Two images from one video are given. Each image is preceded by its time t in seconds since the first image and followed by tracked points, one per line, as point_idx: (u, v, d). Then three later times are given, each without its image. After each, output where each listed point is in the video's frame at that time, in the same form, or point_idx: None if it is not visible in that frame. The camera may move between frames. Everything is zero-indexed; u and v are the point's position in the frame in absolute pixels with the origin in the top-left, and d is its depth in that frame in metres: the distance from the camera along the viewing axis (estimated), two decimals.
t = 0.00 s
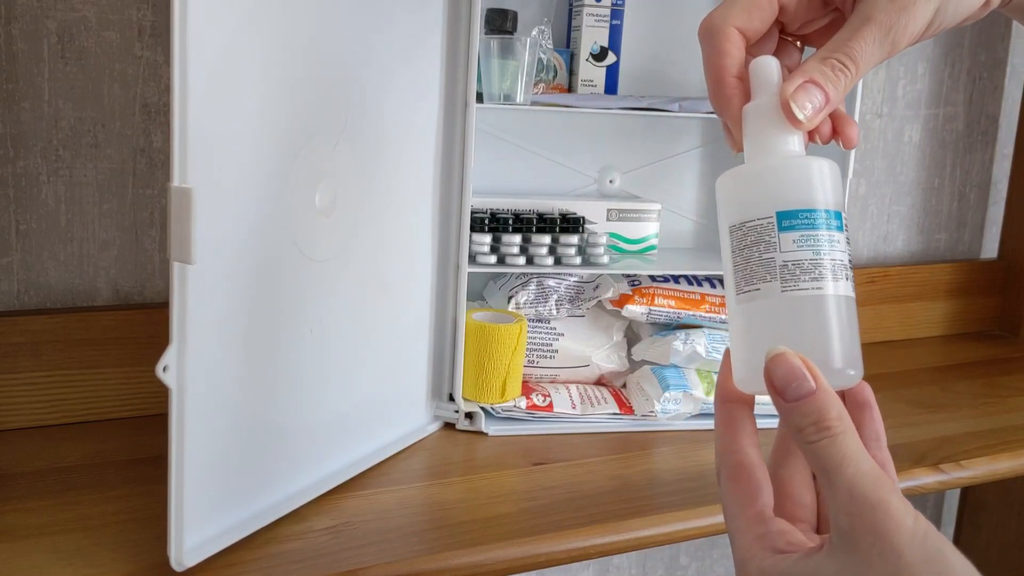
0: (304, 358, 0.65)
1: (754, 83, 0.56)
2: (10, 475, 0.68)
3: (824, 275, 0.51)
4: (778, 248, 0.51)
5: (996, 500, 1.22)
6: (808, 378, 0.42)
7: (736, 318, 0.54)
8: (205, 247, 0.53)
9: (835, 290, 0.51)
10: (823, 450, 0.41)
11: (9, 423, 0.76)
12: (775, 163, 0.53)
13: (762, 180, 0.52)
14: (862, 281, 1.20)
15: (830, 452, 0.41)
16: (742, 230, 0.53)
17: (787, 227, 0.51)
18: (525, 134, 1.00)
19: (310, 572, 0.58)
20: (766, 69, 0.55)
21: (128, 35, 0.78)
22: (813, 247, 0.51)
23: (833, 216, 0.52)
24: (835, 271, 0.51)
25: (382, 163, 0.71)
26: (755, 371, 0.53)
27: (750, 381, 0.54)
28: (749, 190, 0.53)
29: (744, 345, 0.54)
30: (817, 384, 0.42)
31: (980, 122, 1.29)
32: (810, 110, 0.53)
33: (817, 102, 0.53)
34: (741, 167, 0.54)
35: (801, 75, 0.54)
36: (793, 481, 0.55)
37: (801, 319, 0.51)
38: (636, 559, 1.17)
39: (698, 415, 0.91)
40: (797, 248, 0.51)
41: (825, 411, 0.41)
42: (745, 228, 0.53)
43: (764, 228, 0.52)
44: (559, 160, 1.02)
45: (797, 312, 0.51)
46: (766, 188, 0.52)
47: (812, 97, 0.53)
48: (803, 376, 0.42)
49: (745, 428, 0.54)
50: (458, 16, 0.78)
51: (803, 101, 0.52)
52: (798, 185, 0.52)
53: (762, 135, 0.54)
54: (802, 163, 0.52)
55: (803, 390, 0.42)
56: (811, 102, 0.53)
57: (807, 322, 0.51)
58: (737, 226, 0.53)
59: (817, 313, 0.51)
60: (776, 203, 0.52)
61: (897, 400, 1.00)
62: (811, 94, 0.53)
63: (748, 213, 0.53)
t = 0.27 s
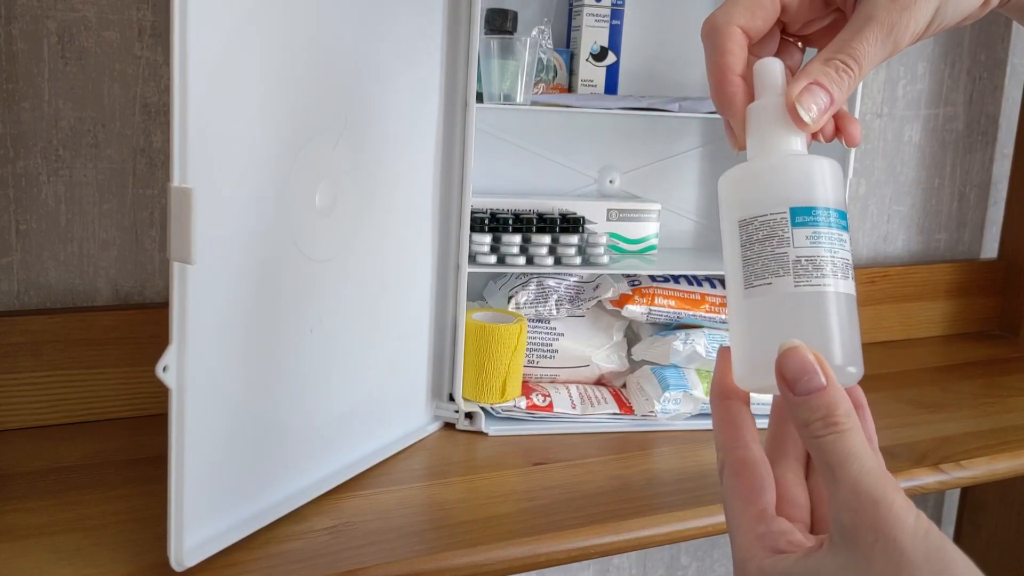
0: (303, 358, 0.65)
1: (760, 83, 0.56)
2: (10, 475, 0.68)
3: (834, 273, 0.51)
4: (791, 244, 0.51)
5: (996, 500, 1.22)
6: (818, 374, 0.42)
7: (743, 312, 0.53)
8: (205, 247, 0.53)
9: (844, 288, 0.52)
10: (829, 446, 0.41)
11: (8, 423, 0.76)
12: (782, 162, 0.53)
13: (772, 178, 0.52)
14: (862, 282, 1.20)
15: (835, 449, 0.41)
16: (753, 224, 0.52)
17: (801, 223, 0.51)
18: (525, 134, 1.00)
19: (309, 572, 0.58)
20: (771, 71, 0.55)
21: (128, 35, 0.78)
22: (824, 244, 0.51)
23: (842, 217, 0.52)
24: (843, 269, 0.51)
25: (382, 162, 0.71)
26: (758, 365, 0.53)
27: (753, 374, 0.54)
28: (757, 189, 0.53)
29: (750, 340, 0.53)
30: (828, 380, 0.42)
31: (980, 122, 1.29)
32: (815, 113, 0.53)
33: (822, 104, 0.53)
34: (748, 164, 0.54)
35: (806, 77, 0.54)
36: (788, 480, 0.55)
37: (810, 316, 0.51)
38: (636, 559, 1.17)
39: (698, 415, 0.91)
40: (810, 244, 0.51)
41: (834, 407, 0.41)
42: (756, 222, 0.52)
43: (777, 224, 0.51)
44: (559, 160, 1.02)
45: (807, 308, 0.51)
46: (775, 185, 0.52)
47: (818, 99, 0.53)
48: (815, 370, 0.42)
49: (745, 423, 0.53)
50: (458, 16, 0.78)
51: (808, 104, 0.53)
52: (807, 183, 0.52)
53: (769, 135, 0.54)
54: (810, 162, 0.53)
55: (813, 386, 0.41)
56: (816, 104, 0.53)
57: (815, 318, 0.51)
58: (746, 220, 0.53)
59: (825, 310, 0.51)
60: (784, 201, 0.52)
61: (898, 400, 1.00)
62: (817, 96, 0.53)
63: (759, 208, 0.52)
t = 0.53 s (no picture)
0: (303, 358, 0.65)
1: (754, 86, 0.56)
2: (10, 475, 0.68)
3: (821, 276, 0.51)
4: (778, 248, 0.51)
5: (996, 500, 1.22)
6: (803, 376, 0.42)
7: (733, 314, 0.54)
8: (205, 247, 0.53)
9: (833, 292, 0.52)
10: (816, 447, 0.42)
11: (9, 423, 0.76)
12: (773, 164, 0.53)
13: (762, 181, 0.52)
14: (862, 281, 1.20)
15: (821, 449, 0.41)
16: (742, 228, 0.53)
17: (788, 227, 0.51)
18: (525, 134, 1.00)
19: (309, 572, 0.58)
20: (765, 75, 0.56)
21: (128, 35, 0.78)
22: (812, 248, 0.51)
23: (832, 220, 0.52)
24: (831, 273, 0.51)
25: (382, 162, 0.71)
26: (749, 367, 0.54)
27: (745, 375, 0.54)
28: (748, 192, 0.53)
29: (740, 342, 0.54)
30: (812, 382, 0.42)
31: (980, 122, 1.29)
32: (809, 116, 0.53)
33: (815, 107, 0.53)
34: (741, 167, 0.54)
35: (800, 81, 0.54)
36: (780, 481, 0.55)
37: (798, 318, 0.51)
38: (636, 559, 1.17)
39: (698, 415, 0.91)
40: (797, 248, 0.51)
41: (819, 408, 0.42)
42: (745, 226, 0.53)
43: (765, 228, 0.52)
44: (559, 160, 1.02)
45: (795, 311, 0.51)
46: (765, 188, 0.52)
47: (811, 103, 0.53)
48: (798, 373, 0.42)
49: (739, 423, 0.53)
50: (458, 16, 0.78)
51: (801, 107, 0.53)
52: (798, 185, 0.52)
53: (762, 138, 0.54)
54: (802, 166, 0.52)
55: (798, 387, 0.42)
56: (810, 107, 0.53)
57: (803, 321, 0.51)
58: (737, 225, 0.53)
59: (813, 312, 0.52)
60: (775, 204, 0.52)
61: (897, 400, 1.00)
62: (810, 99, 0.53)
63: (748, 212, 0.52)
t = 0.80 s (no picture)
0: (303, 357, 0.65)
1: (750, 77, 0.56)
2: (10, 475, 0.68)
3: (807, 267, 0.51)
4: (764, 238, 0.51)
5: (996, 500, 1.22)
6: (784, 367, 0.42)
7: (720, 306, 0.54)
8: (205, 247, 0.53)
9: (820, 283, 0.51)
10: (797, 437, 0.42)
11: (9, 423, 0.76)
12: (766, 155, 0.53)
13: (751, 172, 0.52)
14: (862, 281, 1.20)
15: (803, 439, 0.41)
16: (730, 219, 0.53)
17: (774, 218, 0.51)
18: (525, 134, 1.00)
19: (309, 572, 0.58)
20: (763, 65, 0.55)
21: (128, 35, 0.78)
22: (798, 239, 0.51)
23: (822, 212, 0.52)
24: (818, 264, 0.51)
25: (382, 162, 0.71)
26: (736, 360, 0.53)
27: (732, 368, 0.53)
28: (738, 182, 0.53)
29: (728, 333, 0.53)
30: (794, 372, 0.42)
31: (980, 122, 1.29)
32: (803, 107, 0.53)
33: (810, 99, 0.53)
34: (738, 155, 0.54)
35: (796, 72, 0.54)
36: (767, 475, 0.55)
37: (787, 310, 0.51)
38: (636, 559, 1.17)
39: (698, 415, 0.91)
40: (783, 239, 0.51)
41: (800, 398, 0.42)
42: (732, 216, 0.53)
43: (751, 218, 0.52)
44: (559, 160, 1.02)
45: (782, 302, 0.51)
46: (758, 179, 0.52)
47: (806, 95, 0.53)
48: (780, 363, 0.42)
49: (727, 416, 0.54)
50: (458, 16, 0.78)
51: (796, 98, 0.53)
52: (791, 177, 0.52)
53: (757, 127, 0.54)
54: (796, 158, 0.52)
55: (779, 377, 0.42)
56: (804, 98, 0.53)
57: (791, 312, 0.51)
58: (724, 216, 0.53)
59: (799, 304, 0.51)
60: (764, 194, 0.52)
61: (898, 400, 1.00)
62: (804, 91, 0.53)
63: (735, 202, 0.53)
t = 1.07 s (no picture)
0: (303, 358, 0.65)
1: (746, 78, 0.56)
2: (10, 475, 0.68)
3: (817, 266, 0.51)
4: (775, 238, 0.51)
5: (996, 500, 1.22)
6: (800, 368, 0.42)
7: (726, 305, 0.54)
8: (204, 247, 0.53)
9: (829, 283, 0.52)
10: (812, 439, 0.41)
11: (9, 423, 0.76)
12: (768, 154, 0.53)
13: (758, 171, 0.52)
14: (862, 281, 1.20)
15: (817, 441, 0.41)
16: (738, 218, 0.53)
17: (785, 217, 0.51)
18: (525, 134, 1.00)
19: (308, 572, 0.58)
20: (756, 65, 0.55)
21: (128, 35, 0.78)
22: (809, 239, 0.51)
23: (828, 211, 0.53)
24: (825, 263, 0.51)
25: (382, 162, 0.71)
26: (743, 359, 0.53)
27: (738, 367, 0.54)
28: (744, 181, 0.53)
29: (733, 333, 0.54)
30: (811, 374, 0.42)
31: (980, 122, 1.29)
32: (802, 106, 0.53)
33: (808, 98, 0.53)
34: (737, 156, 0.54)
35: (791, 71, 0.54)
36: (774, 476, 0.55)
37: (796, 310, 0.51)
38: (636, 559, 1.17)
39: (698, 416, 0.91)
40: (795, 239, 0.51)
41: (816, 400, 0.41)
42: (741, 216, 0.52)
43: (762, 217, 0.52)
44: (559, 160, 1.02)
45: (790, 302, 0.51)
46: (760, 178, 0.52)
47: (804, 94, 0.53)
48: (797, 364, 0.42)
49: (735, 417, 0.53)
50: (458, 16, 0.78)
51: (795, 97, 0.53)
52: (793, 176, 0.52)
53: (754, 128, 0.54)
54: (797, 157, 0.52)
55: (795, 379, 0.42)
56: (803, 98, 0.53)
57: (800, 312, 0.52)
58: (731, 215, 0.53)
59: (807, 304, 0.52)
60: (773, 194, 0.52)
61: (898, 400, 1.00)
62: (803, 90, 0.53)
63: (744, 202, 0.52)
